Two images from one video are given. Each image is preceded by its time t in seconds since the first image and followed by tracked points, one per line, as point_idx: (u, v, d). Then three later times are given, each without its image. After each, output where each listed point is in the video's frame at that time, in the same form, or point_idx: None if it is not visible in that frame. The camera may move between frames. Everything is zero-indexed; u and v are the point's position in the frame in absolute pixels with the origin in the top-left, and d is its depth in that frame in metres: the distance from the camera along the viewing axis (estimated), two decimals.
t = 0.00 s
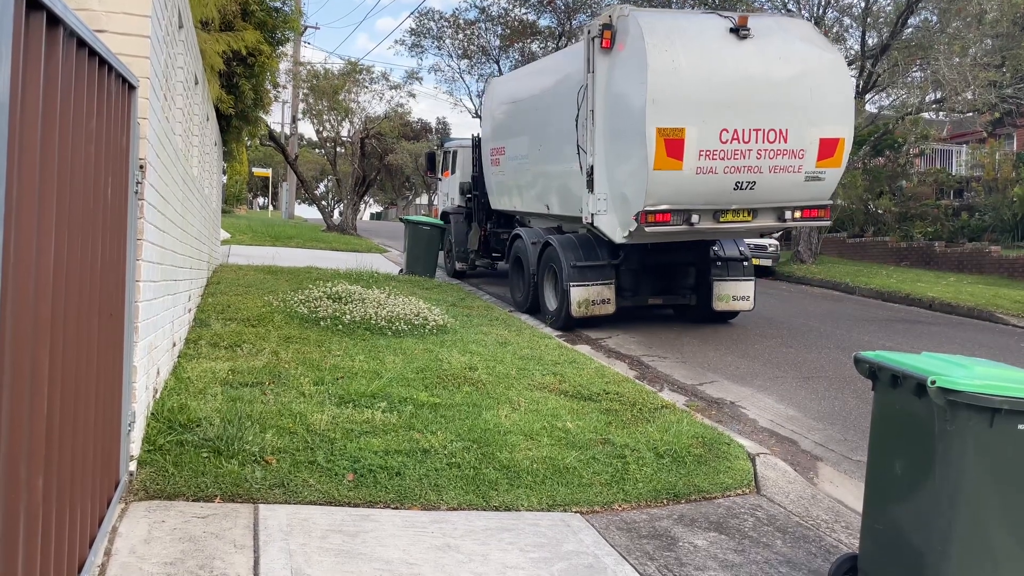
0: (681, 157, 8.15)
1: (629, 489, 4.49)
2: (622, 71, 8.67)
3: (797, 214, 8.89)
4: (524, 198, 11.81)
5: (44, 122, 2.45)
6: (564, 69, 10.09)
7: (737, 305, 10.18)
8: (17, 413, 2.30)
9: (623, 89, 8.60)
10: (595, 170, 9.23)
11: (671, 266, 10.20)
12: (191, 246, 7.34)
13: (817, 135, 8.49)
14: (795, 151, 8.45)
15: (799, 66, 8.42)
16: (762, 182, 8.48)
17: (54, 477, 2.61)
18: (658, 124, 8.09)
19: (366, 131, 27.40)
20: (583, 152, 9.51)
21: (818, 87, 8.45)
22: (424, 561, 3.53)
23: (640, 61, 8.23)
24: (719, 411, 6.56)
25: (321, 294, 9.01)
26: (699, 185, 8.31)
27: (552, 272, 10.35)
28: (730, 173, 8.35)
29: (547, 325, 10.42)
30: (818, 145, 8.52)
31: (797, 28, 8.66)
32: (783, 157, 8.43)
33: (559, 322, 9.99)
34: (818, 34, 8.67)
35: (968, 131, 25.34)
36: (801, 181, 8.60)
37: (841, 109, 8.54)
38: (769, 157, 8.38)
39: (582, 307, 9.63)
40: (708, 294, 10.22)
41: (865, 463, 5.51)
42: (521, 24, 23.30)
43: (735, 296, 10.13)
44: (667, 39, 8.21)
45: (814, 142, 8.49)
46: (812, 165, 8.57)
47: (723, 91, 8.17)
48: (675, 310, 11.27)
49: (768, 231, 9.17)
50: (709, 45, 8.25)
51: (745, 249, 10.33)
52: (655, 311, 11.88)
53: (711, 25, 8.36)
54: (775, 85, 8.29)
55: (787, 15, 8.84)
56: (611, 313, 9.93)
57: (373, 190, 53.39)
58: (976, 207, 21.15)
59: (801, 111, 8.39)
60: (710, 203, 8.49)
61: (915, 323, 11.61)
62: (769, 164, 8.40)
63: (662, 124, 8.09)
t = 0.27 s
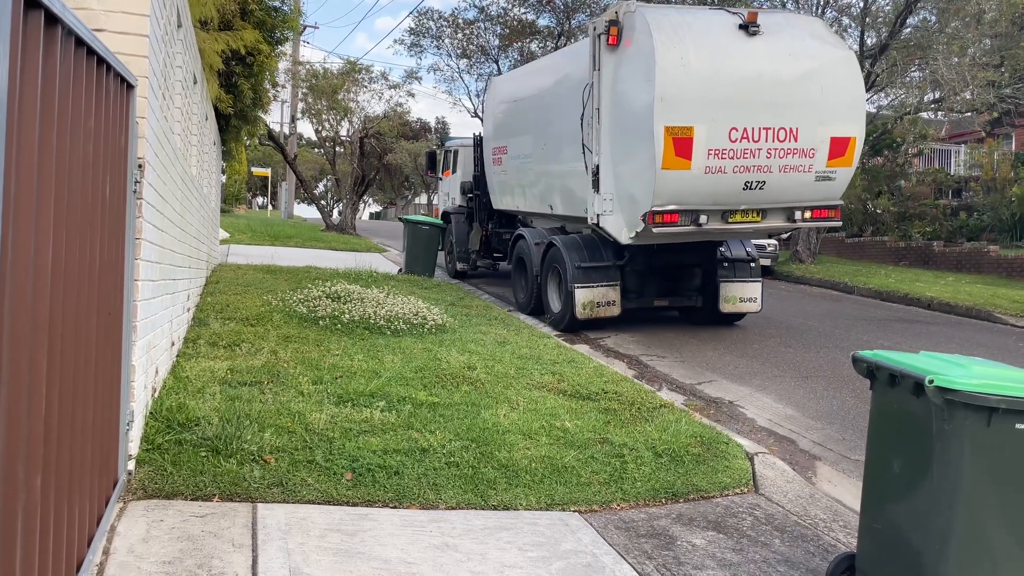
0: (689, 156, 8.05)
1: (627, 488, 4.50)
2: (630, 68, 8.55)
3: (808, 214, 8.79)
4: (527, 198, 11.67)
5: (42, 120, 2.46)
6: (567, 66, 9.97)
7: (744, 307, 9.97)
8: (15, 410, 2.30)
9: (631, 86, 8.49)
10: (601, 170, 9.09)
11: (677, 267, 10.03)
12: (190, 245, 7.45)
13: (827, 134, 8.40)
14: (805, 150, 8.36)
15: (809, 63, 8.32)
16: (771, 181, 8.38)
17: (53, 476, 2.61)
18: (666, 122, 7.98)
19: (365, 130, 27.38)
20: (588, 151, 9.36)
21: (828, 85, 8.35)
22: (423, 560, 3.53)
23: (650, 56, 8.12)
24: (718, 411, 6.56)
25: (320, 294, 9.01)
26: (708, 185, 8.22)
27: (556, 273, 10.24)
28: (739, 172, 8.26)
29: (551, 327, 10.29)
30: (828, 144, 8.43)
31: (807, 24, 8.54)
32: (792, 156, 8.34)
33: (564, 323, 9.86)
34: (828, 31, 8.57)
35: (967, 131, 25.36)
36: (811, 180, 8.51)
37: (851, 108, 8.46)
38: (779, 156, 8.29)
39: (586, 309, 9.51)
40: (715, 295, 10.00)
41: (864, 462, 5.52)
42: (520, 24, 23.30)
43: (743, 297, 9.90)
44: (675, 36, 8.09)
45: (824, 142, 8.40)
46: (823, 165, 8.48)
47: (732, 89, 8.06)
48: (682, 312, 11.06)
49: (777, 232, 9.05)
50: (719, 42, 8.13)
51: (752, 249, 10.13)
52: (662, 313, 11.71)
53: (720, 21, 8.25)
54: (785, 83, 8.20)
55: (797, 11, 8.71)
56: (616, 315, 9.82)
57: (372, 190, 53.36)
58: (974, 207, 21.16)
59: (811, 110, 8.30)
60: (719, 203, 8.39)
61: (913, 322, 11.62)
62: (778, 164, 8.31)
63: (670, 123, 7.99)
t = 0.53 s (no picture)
0: (698, 156, 7.78)
1: (625, 488, 4.50)
2: (636, 67, 8.36)
3: (817, 216, 8.51)
4: (529, 199, 11.53)
5: (38, 120, 2.45)
6: (572, 64, 9.80)
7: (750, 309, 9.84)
8: (12, 409, 2.30)
9: (636, 85, 8.31)
10: (606, 170, 8.92)
11: (683, 268, 9.81)
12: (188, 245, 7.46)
13: (838, 133, 8.12)
14: (815, 150, 8.08)
15: (820, 61, 8.06)
16: (781, 182, 8.11)
17: (49, 476, 2.61)
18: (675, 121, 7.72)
19: (363, 130, 27.38)
20: (594, 151, 9.20)
21: (839, 83, 8.09)
22: (420, 560, 3.53)
23: (655, 55, 7.91)
24: (715, 411, 6.56)
25: (318, 293, 9.01)
26: (716, 185, 7.94)
27: (559, 274, 10.00)
28: (748, 173, 7.99)
29: (553, 329, 10.04)
30: (839, 144, 8.16)
31: (817, 22, 8.30)
32: (802, 156, 8.07)
33: (566, 326, 9.62)
34: (839, 28, 8.32)
35: (965, 131, 25.41)
36: (821, 181, 8.23)
37: (864, 107, 8.17)
38: (789, 156, 8.02)
39: (590, 311, 9.27)
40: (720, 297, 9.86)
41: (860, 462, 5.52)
42: (518, 24, 23.32)
43: (748, 299, 9.79)
44: (684, 33, 7.85)
45: (835, 141, 8.12)
46: (833, 165, 8.20)
47: (741, 86, 7.80)
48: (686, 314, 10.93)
49: (785, 232, 8.77)
50: (727, 38, 7.88)
51: (758, 251, 9.98)
52: (667, 314, 11.57)
53: (728, 18, 8.00)
54: (795, 81, 7.94)
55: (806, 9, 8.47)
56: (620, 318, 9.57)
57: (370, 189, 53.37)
58: (972, 207, 21.20)
59: (822, 108, 8.03)
60: (728, 204, 8.14)
61: (911, 322, 11.64)
62: (788, 163, 8.04)
63: (678, 121, 7.72)
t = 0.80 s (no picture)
0: (704, 156, 7.68)
1: (621, 488, 4.51)
2: (640, 64, 8.28)
3: (825, 216, 8.37)
4: (530, 198, 11.48)
5: (35, 118, 2.45)
6: (576, 62, 9.72)
7: (756, 312, 9.71)
8: (9, 409, 2.30)
9: (640, 83, 8.23)
10: (610, 170, 8.84)
11: (687, 270, 9.70)
12: (184, 245, 7.41)
13: (848, 132, 7.98)
14: (824, 150, 7.95)
15: (828, 59, 7.94)
16: (788, 182, 7.98)
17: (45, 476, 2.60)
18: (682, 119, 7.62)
19: (360, 130, 27.36)
20: (597, 150, 9.12)
21: (849, 81, 7.95)
22: (416, 560, 3.53)
23: (659, 52, 7.83)
24: (711, 411, 6.57)
25: (314, 293, 9.01)
26: (723, 185, 7.83)
27: (560, 276, 9.95)
28: (755, 173, 7.88)
29: (554, 332, 9.99)
30: (848, 143, 8.01)
31: (825, 20, 8.18)
32: (811, 156, 7.93)
33: (569, 329, 9.55)
34: (846, 25, 8.21)
35: (960, 132, 25.48)
36: (830, 181, 8.09)
37: (874, 105, 8.02)
38: (796, 156, 7.89)
39: (593, 314, 9.21)
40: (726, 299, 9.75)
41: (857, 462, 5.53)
42: (515, 24, 23.33)
43: (754, 301, 9.65)
44: (690, 30, 7.75)
45: (845, 140, 7.98)
46: (842, 165, 8.06)
47: (748, 85, 7.69)
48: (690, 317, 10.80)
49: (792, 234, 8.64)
50: (734, 36, 7.79)
51: (763, 252, 9.88)
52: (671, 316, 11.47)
53: (735, 16, 7.91)
54: (804, 79, 7.81)
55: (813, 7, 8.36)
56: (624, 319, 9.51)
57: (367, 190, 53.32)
58: (968, 208, 21.23)
59: (831, 107, 7.90)
60: (734, 205, 8.03)
61: (906, 322, 11.66)
62: (796, 163, 7.91)
63: (684, 119, 7.62)
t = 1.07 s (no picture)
0: (709, 156, 7.53)
1: (617, 488, 4.51)
2: (642, 63, 8.15)
3: (830, 218, 8.32)
4: (530, 199, 11.42)
5: (27, 119, 2.45)
6: (579, 60, 9.60)
7: (760, 314, 9.62)
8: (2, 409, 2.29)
9: (643, 82, 8.10)
10: (613, 170, 8.74)
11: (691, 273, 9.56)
12: (178, 246, 7.38)
13: (854, 132, 7.88)
14: (831, 149, 7.85)
15: (834, 57, 7.83)
16: (795, 182, 7.87)
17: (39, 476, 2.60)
18: (687, 119, 7.46)
19: (356, 130, 27.35)
20: (600, 150, 9.01)
21: (855, 79, 7.85)
22: (412, 561, 3.53)
23: (662, 50, 7.69)
24: (706, 411, 6.58)
25: (309, 294, 9.00)
26: (729, 186, 7.69)
27: (561, 279, 9.87)
28: (762, 174, 7.75)
29: (556, 335, 9.89)
30: (855, 143, 7.92)
31: (830, 17, 8.06)
32: (818, 156, 7.84)
33: (571, 333, 9.45)
34: (851, 22, 8.11)
35: (955, 132, 25.56)
36: (837, 182, 8.00)
37: (881, 104, 7.93)
38: (803, 156, 7.78)
39: (595, 317, 9.10)
40: (729, 301, 9.65)
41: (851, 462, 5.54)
42: (510, 25, 23.34)
43: (758, 303, 9.56)
44: (696, 30, 7.56)
45: (851, 140, 7.88)
46: (849, 165, 7.97)
47: (754, 84, 7.56)
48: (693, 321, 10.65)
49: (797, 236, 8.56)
50: (740, 34, 7.63)
51: (766, 254, 9.79)
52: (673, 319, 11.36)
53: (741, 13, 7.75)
54: (810, 78, 7.71)
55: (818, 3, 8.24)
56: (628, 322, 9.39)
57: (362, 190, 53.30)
58: (962, 208, 21.29)
59: (837, 106, 7.80)
60: (740, 206, 7.91)
61: (901, 322, 11.69)
62: (803, 163, 7.80)
63: (690, 119, 7.47)
